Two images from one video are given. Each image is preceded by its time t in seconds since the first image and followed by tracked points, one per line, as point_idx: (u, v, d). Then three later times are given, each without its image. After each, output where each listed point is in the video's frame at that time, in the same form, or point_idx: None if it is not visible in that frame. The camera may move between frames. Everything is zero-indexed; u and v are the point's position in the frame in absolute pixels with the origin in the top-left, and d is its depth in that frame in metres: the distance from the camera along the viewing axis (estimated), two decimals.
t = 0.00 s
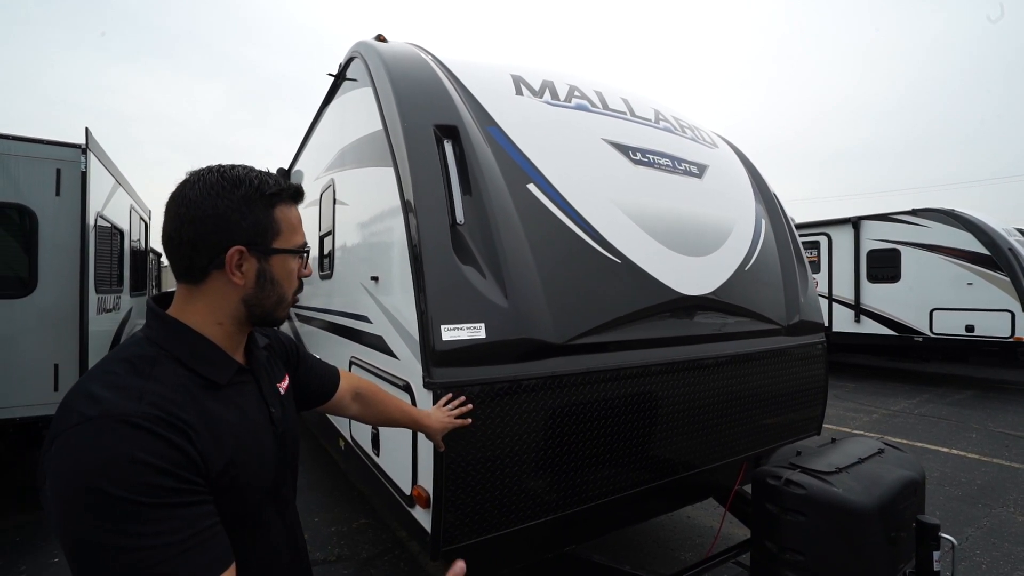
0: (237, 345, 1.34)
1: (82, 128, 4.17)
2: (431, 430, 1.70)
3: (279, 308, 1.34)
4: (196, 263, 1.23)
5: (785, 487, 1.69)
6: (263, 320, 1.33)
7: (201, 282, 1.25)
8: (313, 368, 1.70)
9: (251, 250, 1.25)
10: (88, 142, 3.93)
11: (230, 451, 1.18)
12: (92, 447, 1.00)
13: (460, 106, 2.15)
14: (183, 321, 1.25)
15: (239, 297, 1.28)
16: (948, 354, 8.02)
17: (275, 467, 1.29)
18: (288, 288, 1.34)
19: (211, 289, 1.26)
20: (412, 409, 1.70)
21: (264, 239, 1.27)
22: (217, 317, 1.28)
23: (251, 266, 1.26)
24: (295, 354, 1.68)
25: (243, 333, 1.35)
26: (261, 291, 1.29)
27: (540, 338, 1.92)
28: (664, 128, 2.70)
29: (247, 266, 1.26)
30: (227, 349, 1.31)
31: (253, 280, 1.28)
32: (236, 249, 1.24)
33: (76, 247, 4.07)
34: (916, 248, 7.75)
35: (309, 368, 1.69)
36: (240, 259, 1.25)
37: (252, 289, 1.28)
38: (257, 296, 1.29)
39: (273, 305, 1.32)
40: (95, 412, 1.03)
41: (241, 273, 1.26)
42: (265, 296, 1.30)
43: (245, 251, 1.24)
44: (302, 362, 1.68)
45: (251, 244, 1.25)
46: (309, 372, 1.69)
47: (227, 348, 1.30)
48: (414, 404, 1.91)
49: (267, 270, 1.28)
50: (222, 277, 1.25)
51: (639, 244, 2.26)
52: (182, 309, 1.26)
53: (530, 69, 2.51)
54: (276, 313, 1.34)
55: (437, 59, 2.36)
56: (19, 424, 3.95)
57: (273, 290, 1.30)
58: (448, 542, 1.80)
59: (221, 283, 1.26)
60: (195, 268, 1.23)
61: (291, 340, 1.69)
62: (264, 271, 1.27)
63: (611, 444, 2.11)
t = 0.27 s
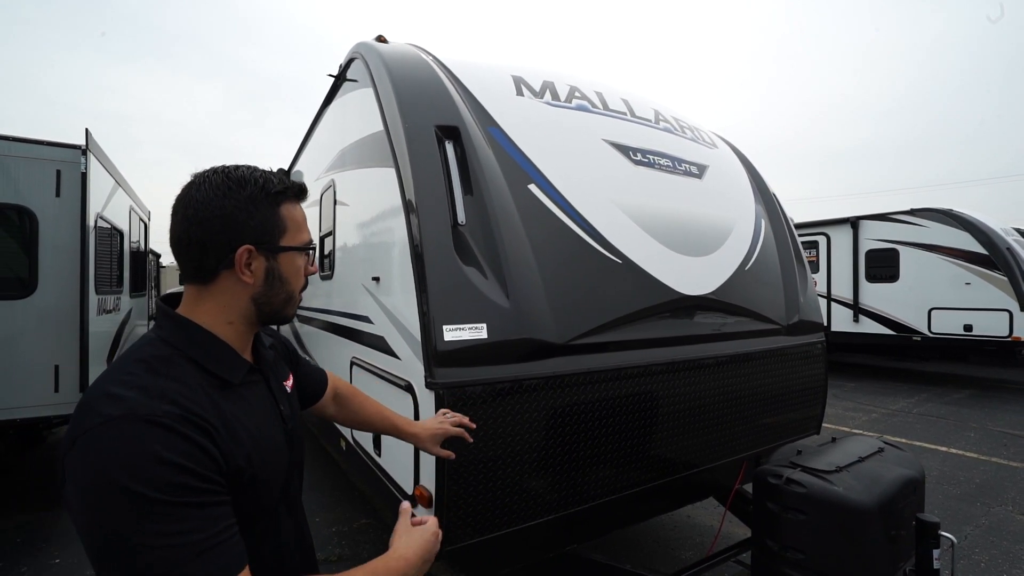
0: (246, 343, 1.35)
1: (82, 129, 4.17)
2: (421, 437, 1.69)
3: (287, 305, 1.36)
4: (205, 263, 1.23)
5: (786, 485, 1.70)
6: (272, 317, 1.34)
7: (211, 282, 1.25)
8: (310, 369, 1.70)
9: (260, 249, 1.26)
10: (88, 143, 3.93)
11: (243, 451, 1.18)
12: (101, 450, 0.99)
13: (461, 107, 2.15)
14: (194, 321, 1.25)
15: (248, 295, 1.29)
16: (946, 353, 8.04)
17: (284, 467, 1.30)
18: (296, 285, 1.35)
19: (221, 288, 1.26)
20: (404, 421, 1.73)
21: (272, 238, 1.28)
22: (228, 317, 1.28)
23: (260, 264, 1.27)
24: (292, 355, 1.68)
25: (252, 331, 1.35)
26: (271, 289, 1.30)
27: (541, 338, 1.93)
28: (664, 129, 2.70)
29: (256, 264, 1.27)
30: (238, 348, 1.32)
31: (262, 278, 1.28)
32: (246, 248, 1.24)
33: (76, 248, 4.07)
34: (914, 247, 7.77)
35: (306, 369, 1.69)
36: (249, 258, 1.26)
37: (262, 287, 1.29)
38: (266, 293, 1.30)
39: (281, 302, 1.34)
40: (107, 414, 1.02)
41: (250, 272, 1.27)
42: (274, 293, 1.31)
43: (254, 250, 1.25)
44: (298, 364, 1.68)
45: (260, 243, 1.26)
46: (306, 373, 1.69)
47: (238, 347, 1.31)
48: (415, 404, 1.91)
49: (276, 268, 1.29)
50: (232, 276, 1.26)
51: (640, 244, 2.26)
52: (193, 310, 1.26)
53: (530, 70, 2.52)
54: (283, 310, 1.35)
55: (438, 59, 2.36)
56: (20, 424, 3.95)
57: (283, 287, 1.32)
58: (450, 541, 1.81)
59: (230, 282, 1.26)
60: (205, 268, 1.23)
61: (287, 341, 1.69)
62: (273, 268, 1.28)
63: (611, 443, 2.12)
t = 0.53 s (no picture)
0: (264, 344, 1.35)
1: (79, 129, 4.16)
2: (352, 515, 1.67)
3: (304, 304, 1.35)
4: (221, 263, 1.24)
5: (785, 484, 1.70)
6: (288, 317, 1.34)
7: (226, 281, 1.26)
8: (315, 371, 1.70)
9: (274, 249, 1.26)
10: (85, 143, 3.92)
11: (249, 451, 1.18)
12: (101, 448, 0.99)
13: (461, 107, 2.15)
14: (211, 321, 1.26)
15: (263, 295, 1.29)
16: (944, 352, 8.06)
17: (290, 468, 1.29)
18: (312, 284, 1.34)
19: (236, 287, 1.26)
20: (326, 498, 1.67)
21: (285, 237, 1.28)
22: (244, 316, 1.28)
23: (274, 264, 1.27)
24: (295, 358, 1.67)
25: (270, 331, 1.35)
26: (285, 289, 1.29)
27: (540, 337, 1.93)
28: (663, 128, 2.71)
29: (270, 263, 1.27)
30: (255, 349, 1.32)
31: (277, 277, 1.28)
32: (260, 247, 1.24)
33: (73, 248, 4.06)
34: (911, 247, 7.79)
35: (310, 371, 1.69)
36: (263, 257, 1.25)
37: (277, 287, 1.28)
38: (281, 293, 1.30)
39: (297, 301, 1.33)
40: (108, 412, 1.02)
41: (264, 272, 1.27)
42: (290, 293, 1.30)
43: (267, 249, 1.25)
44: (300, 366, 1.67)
45: (274, 242, 1.26)
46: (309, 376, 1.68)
47: (255, 347, 1.31)
48: (415, 404, 1.91)
49: (290, 267, 1.29)
50: (246, 276, 1.26)
51: (639, 243, 2.26)
52: (209, 310, 1.27)
53: (529, 69, 2.52)
54: (301, 309, 1.34)
55: (437, 59, 2.36)
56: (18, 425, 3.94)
57: (298, 287, 1.31)
58: (448, 541, 1.80)
59: (245, 282, 1.27)
60: (221, 267, 1.24)
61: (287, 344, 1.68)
62: (287, 268, 1.28)
63: (609, 443, 2.12)
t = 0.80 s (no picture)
0: (262, 345, 1.35)
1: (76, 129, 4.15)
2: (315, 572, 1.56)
3: (301, 307, 1.34)
4: (216, 268, 1.24)
5: (783, 484, 1.70)
6: (285, 320, 1.33)
7: (223, 286, 1.26)
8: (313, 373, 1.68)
9: (269, 252, 1.26)
10: (82, 143, 3.91)
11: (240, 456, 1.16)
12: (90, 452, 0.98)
13: (458, 107, 2.15)
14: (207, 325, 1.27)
15: (260, 299, 1.29)
16: (941, 351, 8.08)
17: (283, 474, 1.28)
18: (309, 287, 1.33)
19: (233, 291, 1.26)
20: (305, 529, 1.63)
21: (280, 241, 1.27)
22: (240, 320, 1.28)
23: (269, 268, 1.26)
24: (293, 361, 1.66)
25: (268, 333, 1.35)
26: (281, 292, 1.29)
27: (537, 337, 1.92)
28: (661, 128, 2.71)
29: (265, 267, 1.26)
30: (253, 351, 1.32)
31: (272, 281, 1.27)
32: (254, 252, 1.24)
33: (70, 249, 4.05)
34: (909, 246, 7.80)
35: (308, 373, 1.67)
36: (258, 261, 1.25)
37: (272, 290, 1.28)
38: (278, 296, 1.29)
39: (295, 304, 1.32)
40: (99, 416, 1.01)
41: (260, 275, 1.26)
42: (286, 296, 1.30)
43: (262, 253, 1.24)
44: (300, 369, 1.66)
45: (269, 246, 1.25)
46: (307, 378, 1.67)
47: (251, 350, 1.31)
48: (412, 405, 1.90)
49: (286, 271, 1.28)
50: (242, 280, 1.26)
51: (637, 243, 2.26)
52: (206, 314, 1.28)
53: (526, 69, 2.52)
54: (298, 312, 1.34)
55: (434, 59, 2.36)
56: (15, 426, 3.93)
57: (295, 290, 1.30)
58: (446, 542, 1.80)
59: (241, 286, 1.27)
60: (217, 273, 1.24)
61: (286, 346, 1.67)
62: (282, 272, 1.27)
63: (607, 443, 2.12)
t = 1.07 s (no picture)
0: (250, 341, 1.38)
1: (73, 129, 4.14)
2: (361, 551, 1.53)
3: (289, 304, 1.37)
4: (203, 273, 1.24)
5: (780, 484, 1.70)
6: (274, 316, 1.36)
7: (211, 290, 1.26)
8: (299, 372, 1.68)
9: (256, 254, 1.26)
10: (79, 143, 3.90)
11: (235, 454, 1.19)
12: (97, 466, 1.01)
13: (455, 107, 2.15)
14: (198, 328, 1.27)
15: (249, 299, 1.30)
16: (939, 350, 8.09)
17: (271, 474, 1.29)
18: (296, 284, 1.36)
19: (222, 295, 1.27)
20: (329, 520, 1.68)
21: (266, 242, 1.27)
22: (230, 320, 1.30)
23: (257, 269, 1.27)
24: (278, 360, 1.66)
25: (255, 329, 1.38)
26: (270, 292, 1.31)
27: (535, 338, 1.92)
28: (658, 128, 2.70)
29: (253, 269, 1.27)
30: (242, 349, 1.35)
31: (261, 282, 1.29)
32: (241, 255, 1.24)
33: (67, 249, 4.04)
34: (907, 246, 7.81)
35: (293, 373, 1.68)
36: (246, 263, 1.26)
37: (261, 290, 1.30)
38: (267, 296, 1.31)
39: (284, 301, 1.35)
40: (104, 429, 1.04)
41: (248, 277, 1.27)
42: (275, 295, 1.32)
43: (249, 255, 1.25)
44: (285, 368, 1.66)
45: (255, 248, 1.26)
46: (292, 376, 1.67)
47: (241, 347, 1.34)
48: (409, 406, 1.90)
49: (274, 271, 1.29)
50: (230, 283, 1.27)
51: (635, 243, 2.26)
52: (194, 317, 1.28)
53: (524, 69, 2.51)
54: (286, 307, 1.37)
55: (431, 59, 2.35)
56: (11, 427, 3.92)
57: (283, 288, 1.32)
58: (443, 543, 1.80)
59: (230, 288, 1.28)
60: (203, 277, 1.24)
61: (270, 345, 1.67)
62: (270, 272, 1.29)
63: (604, 443, 2.12)
